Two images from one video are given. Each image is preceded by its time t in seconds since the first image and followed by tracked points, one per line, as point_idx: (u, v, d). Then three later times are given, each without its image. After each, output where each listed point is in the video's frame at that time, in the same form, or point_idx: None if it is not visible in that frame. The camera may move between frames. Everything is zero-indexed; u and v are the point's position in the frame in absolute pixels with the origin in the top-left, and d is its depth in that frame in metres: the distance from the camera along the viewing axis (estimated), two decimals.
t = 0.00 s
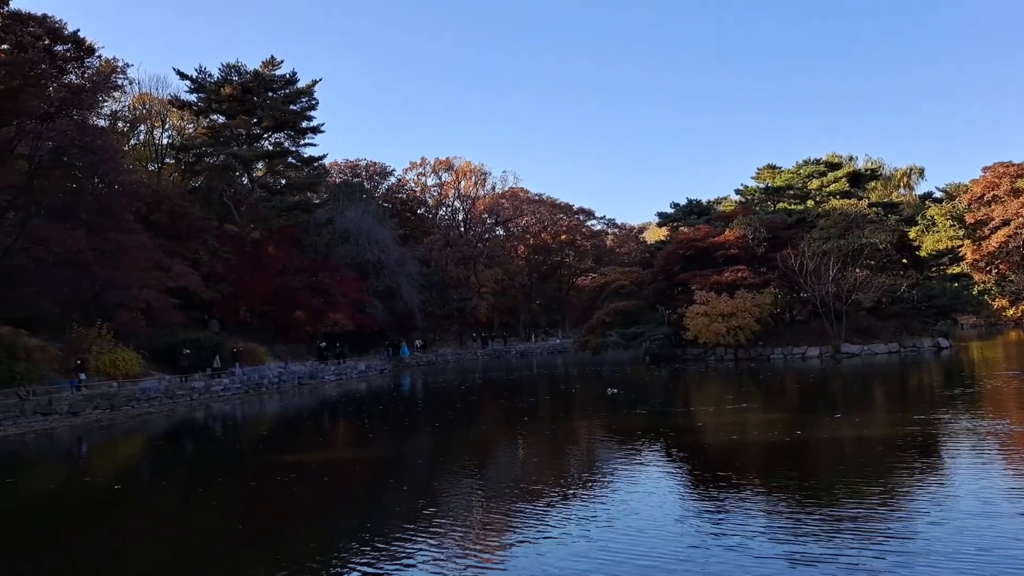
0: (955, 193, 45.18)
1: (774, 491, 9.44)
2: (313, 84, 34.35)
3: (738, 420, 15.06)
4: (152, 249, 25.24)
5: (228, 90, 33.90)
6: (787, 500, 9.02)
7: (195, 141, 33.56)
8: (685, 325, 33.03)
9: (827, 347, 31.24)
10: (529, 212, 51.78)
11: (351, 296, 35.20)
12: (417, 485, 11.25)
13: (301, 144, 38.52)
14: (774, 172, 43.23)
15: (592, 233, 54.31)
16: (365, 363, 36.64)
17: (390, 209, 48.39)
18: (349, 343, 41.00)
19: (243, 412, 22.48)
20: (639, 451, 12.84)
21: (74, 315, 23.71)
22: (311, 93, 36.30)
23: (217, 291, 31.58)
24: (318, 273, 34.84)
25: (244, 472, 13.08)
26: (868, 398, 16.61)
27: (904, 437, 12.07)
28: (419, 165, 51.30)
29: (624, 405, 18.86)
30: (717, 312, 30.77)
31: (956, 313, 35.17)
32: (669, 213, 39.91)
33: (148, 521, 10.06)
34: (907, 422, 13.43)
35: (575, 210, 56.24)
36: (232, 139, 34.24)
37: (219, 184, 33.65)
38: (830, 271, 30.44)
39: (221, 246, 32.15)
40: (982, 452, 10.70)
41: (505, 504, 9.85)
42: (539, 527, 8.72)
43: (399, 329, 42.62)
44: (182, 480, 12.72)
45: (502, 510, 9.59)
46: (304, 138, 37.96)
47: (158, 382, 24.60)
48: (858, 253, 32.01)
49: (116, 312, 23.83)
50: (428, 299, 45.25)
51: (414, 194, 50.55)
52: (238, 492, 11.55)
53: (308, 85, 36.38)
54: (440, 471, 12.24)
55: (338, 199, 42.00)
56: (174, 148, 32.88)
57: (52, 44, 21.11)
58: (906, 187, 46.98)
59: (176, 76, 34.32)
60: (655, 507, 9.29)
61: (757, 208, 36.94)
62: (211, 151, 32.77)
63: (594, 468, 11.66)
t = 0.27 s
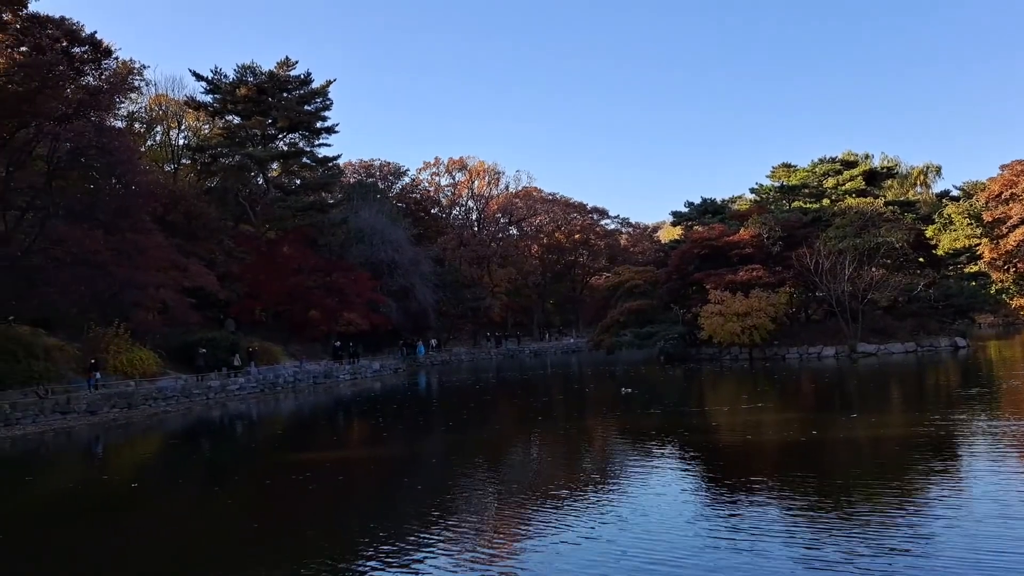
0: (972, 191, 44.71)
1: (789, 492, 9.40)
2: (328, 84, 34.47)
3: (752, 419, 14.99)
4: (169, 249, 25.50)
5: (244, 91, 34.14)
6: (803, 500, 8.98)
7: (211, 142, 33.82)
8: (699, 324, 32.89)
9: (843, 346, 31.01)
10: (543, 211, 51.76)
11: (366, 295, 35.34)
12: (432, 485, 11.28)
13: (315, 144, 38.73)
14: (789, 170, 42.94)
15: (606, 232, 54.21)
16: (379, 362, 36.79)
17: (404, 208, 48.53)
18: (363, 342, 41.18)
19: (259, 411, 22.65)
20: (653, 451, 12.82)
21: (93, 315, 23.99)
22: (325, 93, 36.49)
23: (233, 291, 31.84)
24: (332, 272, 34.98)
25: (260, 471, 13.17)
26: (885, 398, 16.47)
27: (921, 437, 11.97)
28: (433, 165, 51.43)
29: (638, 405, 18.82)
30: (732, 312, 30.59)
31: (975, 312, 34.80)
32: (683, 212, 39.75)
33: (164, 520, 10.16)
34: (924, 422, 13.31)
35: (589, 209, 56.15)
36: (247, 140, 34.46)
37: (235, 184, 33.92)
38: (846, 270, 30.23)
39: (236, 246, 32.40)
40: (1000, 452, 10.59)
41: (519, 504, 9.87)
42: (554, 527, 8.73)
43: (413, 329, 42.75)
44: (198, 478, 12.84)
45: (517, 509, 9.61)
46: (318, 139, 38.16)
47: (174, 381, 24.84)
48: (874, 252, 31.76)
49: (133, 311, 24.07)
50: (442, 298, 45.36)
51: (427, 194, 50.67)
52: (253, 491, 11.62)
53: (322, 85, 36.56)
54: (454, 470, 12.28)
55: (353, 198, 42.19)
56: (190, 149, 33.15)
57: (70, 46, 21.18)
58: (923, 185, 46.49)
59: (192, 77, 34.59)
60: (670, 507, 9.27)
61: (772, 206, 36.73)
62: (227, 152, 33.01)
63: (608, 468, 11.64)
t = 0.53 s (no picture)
0: (990, 190, 44.22)
1: (805, 492, 9.37)
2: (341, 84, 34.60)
3: (767, 419, 14.93)
4: (184, 249, 25.72)
5: (258, 92, 34.37)
6: (818, 500, 8.96)
7: (226, 142, 34.08)
8: (713, 324, 32.76)
9: (858, 346, 30.79)
10: (556, 211, 51.75)
11: (379, 295, 35.49)
12: (446, 484, 11.33)
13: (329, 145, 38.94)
14: (803, 169, 42.67)
15: (619, 232, 54.09)
16: (393, 362, 36.95)
17: (417, 208, 48.67)
18: (377, 342, 41.37)
19: (273, 411, 22.81)
20: (667, 451, 12.80)
21: (109, 315, 24.25)
22: (339, 94, 36.65)
23: (247, 291, 32.07)
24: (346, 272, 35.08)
25: (276, 470, 13.28)
26: (900, 398, 16.34)
27: (937, 437, 11.88)
28: (446, 165, 51.56)
29: (652, 405, 18.79)
30: (746, 311, 30.42)
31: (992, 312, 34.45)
32: (696, 212, 39.61)
33: (179, 518, 10.23)
34: (940, 422, 13.21)
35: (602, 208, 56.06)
36: (261, 140, 34.70)
37: (249, 185, 34.15)
38: (862, 269, 30.02)
39: (251, 246, 32.63)
40: (1018, 453, 10.49)
41: (533, 503, 9.89)
42: (568, 526, 8.76)
43: (426, 328, 42.88)
44: (215, 477, 12.95)
45: (531, 509, 9.63)
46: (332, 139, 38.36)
47: (190, 381, 25.05)
48: (889, 251, 31.52)
49: (149, 311, 24.30)
50: (455, 298, 45.48)
51: (440, 194, 50.79)
52: (267, 491, 11.68)
53: (336, 86, 36.74)
54: (468, 470, 12.32)
55: (366, 199, 42.37)
56: (205, 150, 33.43)
57: (87, 48, 21.32)
58: (938, 184, 46.00)
59: (207, 79, 34.87)
60: (684, 507, 9.27)
61: (786, 205, 36.52)
62: (241, 152, 33.26)
63: (622, 468, 11.64)
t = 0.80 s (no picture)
0: (1006, 188, 43.78)
1: (818, 492, 9.34)
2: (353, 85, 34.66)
3: (780, 419, 14.86)
4: (198, 250, 25.90)
5: (270, 93, 34.56)
6: (832, 501, 8.92)
7: (239, 143, 34.29)
8: (725, 324, 32.62)
9: (873, 346, 30.57)
10: (567, 210, 51.70)
11: (391, 295, 35.60)
12: (458, 484, 11.36)
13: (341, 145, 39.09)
14: (816, 168, 42.40)
15: (631, 231, 53.96)
16: (405, 361, 37.05)
17: (429, 208, 48.76)
18: (389, 342, 41.50)
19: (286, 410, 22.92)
20: (680, 451, 12.78)
21: (124, 315, 24.47)
22: (350, 94, 36.77)
23: (260, 291, 32.26)
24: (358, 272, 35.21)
25: (289, 469, 13.36)
26: (915, 398, 16.22)
27: (952, 438, 11.80)
28: (458, 165, 51.64)
29: (664, 405, 18.74)
30: (759, 311, 30.25)
31: (1008, 311, 34.12)
32: (709, 211, 39.45)
33: (192, 518, 10.29)
34: (954, 422, 13.11)
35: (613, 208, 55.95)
36: (274, 141, 34.88)
37: (262, 185, 34.34)
38: (875, 268, 29.82)
39: (264, 246, 32.81)
40: None
41: (545, 503, 9.90)
42: (580, 527, 8.76)
43: (438, 328, 42.97)
44: (228, 476, 13.04)
45: (543, 509, 9.64)
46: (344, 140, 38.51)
47: (204, 381, 25.23)
48: (903, 250, 31.29)
49: (163, 311, 24.51)
50: (467, 298, 45.54)
51: (452, 194, 50.86)
52: (281, 491, 11.72)
53: (348, 86, 36.87)
54: (480, 470, 12.34)
55: (378, 199, 42.50)
56: (218, 151, 33.65)
57: (101, 50, 21.42)
58: (953, 182, 45.61)
59: (221, 80, 35.10)
60: (696, 507, 9.26)
61: (799, 204, 36.31)
62: (254, 153, 33.46)
63: (635, 468, 11.63)
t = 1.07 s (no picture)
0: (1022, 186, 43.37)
1: (832, 493, 9.29)
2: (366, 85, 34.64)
3: (793, 419, 14.80)
4: (212, 250, 26.09)
5: (283, 94, 34.73)
6: (846, 501, 8.86)
7: (252, 144, 34.49)
8: (738, 323, 32.47)
9: (887, 345, 30.36)
10: (579, 210, 51.65)
11: (404, 295, 35.70)
12: (470, 484, 11.38)
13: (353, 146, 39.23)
14: (830, 166, 42.13)
15: (643, 231, 53.84)
16: (417, 361, 37.16)
17: (441, 208, 48.84)
18: (401, 342, 41.63)
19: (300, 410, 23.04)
20: (692, 451, 12.74)
21: (139, 315, 24.69)
22: (363, 95, 36.90)
23: (274, 291, 32.45)
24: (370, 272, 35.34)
25: (302, 469, 13.44)
26: (930, 398, 16.11)
27: (967, 437, 11.71)
28: (469, 165, 51.70)
29: (676, 405, 18.69)
30: (772, 310, 30.07)
31: None
32: (721, 210, 39.28)
33: (206, 518, 10.34)
34: (969, 422, 13.02)
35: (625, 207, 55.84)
36: (286, 142, 35.05)
37: (275, 186, 34.53)
38: (890, 267, 29.61)
39: (277, 247, 33.01)
40: None
41: (557, 503, 9.90)
42: (591, 527, 8.76)
43: (450, 328, 43.06)
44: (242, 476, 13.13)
45: (555, 509, 9.65)
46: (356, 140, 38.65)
47: (218, 381, 25.42)
48: (918, 249, 31.07)
49: (177, 311, 24.71)
50: (479, 297, 45.62)
51: (464, 194, 50.93)
52: (294, 490, 11.76)
53: (360, 87, 37.00)
54: (492, 469, 12.36)
55: (390, 199, 42.63)
56: (231, 152, 33.85)
57: (116, 52, 21.35)
58: (968, 180, 45.23)
59: (234, 82, 35.31)
60: (709, 507, 9.23)
61: (812, 203, 36.10)
62: (267, 154, 33.64)
63: (647, 468, 11.62)
